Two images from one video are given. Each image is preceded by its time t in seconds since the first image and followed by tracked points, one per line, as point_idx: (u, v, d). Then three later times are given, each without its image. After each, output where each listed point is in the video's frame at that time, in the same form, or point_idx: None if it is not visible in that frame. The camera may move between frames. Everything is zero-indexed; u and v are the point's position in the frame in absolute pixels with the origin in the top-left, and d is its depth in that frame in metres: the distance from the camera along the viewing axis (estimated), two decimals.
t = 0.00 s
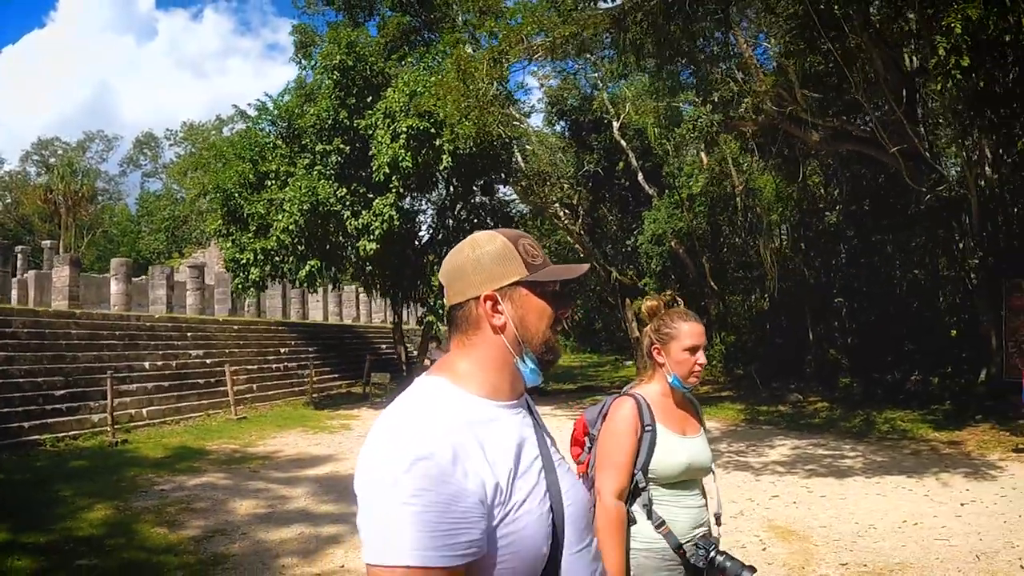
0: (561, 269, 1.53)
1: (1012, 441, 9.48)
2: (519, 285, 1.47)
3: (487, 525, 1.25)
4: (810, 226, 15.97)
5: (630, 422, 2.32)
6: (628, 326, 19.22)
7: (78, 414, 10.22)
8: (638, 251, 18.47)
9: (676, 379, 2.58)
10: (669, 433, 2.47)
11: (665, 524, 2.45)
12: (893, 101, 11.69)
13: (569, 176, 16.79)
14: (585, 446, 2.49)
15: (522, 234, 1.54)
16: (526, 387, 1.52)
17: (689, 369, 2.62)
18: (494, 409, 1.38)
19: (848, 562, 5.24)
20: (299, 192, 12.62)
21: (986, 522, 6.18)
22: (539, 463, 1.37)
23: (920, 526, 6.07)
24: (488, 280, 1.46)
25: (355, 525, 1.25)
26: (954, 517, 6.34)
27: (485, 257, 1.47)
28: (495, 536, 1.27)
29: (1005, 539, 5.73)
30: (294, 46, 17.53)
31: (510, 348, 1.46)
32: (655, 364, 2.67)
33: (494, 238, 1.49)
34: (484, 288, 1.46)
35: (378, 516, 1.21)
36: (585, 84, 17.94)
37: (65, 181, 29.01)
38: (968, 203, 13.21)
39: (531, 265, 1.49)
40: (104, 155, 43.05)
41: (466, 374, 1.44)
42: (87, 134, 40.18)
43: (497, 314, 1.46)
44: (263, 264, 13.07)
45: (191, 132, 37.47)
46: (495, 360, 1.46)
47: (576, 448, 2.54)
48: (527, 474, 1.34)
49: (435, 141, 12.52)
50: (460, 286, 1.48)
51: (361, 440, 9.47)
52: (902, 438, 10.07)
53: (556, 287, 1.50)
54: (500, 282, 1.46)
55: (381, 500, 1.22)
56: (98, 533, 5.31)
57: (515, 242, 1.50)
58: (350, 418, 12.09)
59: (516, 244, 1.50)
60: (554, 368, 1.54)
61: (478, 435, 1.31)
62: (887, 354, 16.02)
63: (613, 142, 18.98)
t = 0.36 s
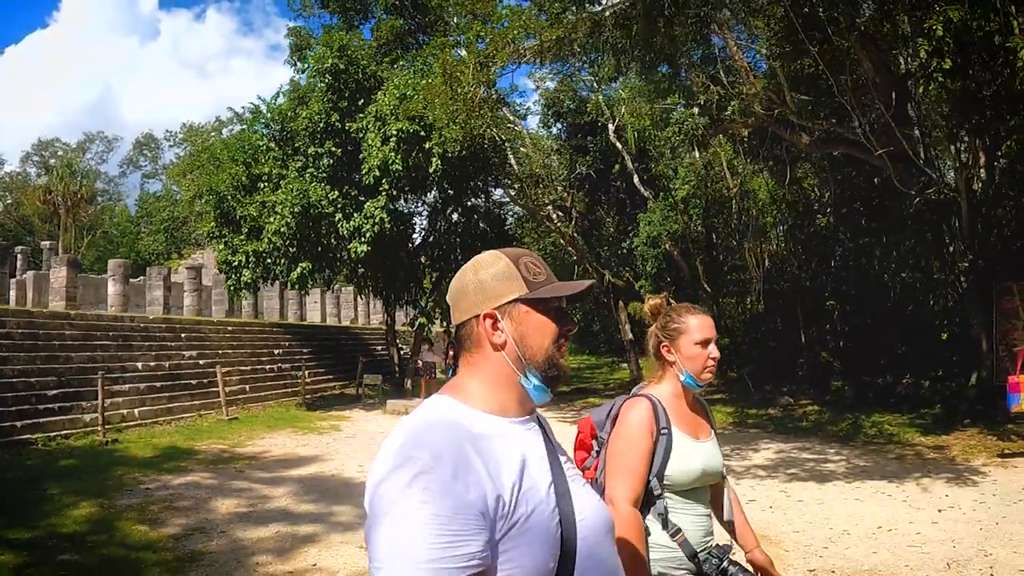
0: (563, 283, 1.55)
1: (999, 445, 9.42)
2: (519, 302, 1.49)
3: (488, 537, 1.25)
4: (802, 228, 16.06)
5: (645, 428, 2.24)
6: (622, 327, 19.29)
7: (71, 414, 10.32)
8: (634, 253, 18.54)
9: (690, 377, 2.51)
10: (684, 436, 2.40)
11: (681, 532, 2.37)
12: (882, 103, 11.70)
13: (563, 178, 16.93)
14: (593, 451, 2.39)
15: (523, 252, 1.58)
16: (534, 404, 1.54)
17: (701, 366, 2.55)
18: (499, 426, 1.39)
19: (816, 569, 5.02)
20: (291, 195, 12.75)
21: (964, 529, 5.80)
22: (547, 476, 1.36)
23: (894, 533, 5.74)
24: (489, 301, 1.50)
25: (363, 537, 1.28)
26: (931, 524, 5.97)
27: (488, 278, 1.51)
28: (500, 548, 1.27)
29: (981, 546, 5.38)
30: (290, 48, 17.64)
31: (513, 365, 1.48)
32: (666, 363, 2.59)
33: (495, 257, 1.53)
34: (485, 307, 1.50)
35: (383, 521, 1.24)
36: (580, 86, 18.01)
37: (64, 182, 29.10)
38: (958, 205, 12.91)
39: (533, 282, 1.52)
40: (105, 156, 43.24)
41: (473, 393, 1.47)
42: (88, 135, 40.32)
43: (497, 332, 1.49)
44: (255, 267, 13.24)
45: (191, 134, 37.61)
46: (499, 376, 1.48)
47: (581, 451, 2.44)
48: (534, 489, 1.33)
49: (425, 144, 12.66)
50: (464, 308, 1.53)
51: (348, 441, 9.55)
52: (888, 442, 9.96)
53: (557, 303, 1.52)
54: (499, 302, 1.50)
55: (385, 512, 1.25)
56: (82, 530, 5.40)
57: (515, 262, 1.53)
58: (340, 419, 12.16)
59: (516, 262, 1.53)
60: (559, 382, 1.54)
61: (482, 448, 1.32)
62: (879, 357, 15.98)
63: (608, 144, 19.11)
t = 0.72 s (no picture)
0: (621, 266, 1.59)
1: (990, 444, 9.47)
2: (577, 279, 1.53)
3: (532, 504, 1.30)
4: (801, 228, 16.14)
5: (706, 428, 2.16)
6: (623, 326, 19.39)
7: (74, 409, 10.49)
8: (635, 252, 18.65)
9: (731, 370, 2.50)
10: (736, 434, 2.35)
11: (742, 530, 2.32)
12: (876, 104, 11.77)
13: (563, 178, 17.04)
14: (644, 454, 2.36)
15: (583, 229, 1.61)
16: (580, 380, 1.58)
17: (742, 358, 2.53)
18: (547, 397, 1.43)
19: (798, 564, 5.08)
20: (292, 194, 12.91)
21: (945, 525, 5.80)
22: (588, 451, 1.41)
23: (874, 528, 5.79)
24: (548, 271, 1.53)
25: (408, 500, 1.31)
26: (914, 521, 5.97)
27: (547, 250, 1.54)
28: (540, 515, 1.31)
29: (961, 542, 5.36)
30: (293, 49, 17.80)
31: (566, 340, 1.52)
32: (706, 358, 2.57)
33: (556, 232, 1.57)
34: (544, 280, 1.53)
35: (433, 487, 1.27)
36: (580, 87, 18.12)
37: (69, 181, 29.33)
38: (952, 204, 12.91)
39: (592, 261, 1.55)
40: (111, 156, 43.51)
41: (520, 360, 1.50)
42: (94, 135, 40.57)
43: (554, 306, 1.52)
44: (256, 265, 13.38)
45: (196, 133, 37.79)
46: (547, 347, 1.51)
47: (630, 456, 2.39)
48: (575, 461, 1.37)
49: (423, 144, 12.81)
50: (521, 274, 1.55)
51: (346, 437, 9.67)
52: (881, 441, 10.03)
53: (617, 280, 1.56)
54: (558, 274, 1.52)
55: (432, 476, 1.28)
56: (80, 519, 5.55)
57: (576, 237, 1.57)
58: (339, 416, 12.28)
59: (578, 239, 1.57)
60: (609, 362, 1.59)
61: (527, 419, 1.36)
62: (876, 357, 15.95)
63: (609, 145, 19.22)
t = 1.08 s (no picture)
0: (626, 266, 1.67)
1: (978, 440, 9.62)
2: (596, 278, 1.56)
3: (535, 507, 1.31)
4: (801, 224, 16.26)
5: (719, 398, 2.30)
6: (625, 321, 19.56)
7: (82, 399, 10.77)
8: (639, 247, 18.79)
9: (738, 346, 2.62)
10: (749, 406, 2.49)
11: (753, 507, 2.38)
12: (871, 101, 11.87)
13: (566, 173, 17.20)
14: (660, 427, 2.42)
15: (593, 225, 1.64)
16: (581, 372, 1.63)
17: (748, 333, 2.63)
18: (547, 396, 1.45)
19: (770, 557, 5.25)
20: (296, 189, 13.13)
21: (918, 519, 5.96)
22: (589, 448, 1.42)
23: (849, 519, 5.95)
24: (572, 269, 1.54)
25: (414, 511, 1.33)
26: (890, 514, 6.14)
27: (570, 245, 1.55)
28: (545, 518, 1.32)
29: (932, 535, 5.50)
30: (299, 46, 18.01)
31: (579, 337, 1.55)
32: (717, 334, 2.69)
33: (575, 227, 1.58)
34: (565, 278, 1.54)
35: (437, 494, 1.29)
36: (585, 82, 18.26)
37: (80, 177, 29.68)
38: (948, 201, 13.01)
39: (606, 260, 1.59)
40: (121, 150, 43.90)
41: (528, 358, 1.51)
42: (104, 131, 40.93)
43: (575, 304, 1.54)
44: (260, 260, 13.61)
45: (205, 128, 38.11)
46: (562, 343, 1.53)
47: (644, 429, 2.46)
48: (577, 460, 1.39)
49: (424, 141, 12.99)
50: (537, 270, 1.54)
51: (346, 428, 9.89)
52: (871, 435, 10.19)
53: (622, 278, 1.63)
54: (582, 273, 1.54)
55: (437, 484, 1.29)
56: (86, 502, 5.81)
57: (591, 233, 1.60)
58: (341, 407, 12.52)
59: (597, 239, 1.61)
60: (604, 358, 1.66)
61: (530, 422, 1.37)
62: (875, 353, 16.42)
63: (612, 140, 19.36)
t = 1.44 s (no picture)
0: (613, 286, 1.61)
1: (962, 447, 9.80)
2: (584, 295, 1.49)
3: (513, 520, 1.23)
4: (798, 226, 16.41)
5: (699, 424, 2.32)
6: (625, 320, 19.77)
7: (88, 394, 11.09)
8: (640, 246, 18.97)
9: (726, 373, 2.57)
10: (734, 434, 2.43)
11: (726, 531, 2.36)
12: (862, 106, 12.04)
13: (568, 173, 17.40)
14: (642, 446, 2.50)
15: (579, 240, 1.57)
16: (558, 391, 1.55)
17: (737, 361, 2.59)
18: (528, 406, 1.37)
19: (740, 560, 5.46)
20: (298, 190, 13.42)
21: (884, 525, 6.16)
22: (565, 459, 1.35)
23: (814, 524, 6.16)
24: (564, 282, 1.46)
25: (386, 513, 1.24)
26: (858, 519, 6.34)
27: (559, 258, 1.47)
28: (522, 532, 1.25)
29: (894, 542, 5.70)
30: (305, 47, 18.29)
31: (564, 353, 1.47)
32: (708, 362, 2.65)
33: (565, 240, 1.51)
34: (553, 294, 1.46)
35: (411, 499, 1.21)
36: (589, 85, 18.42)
37: (91, 173, 30.09)
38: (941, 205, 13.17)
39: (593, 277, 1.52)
40: (133, 145, 44.36)
41: (506, 371, 1.41)
42: (115, 126, 41.39)
43: (562, 319, 1.46)
44: (263, 258, 13.92)
45: (216, 125, 38.46)
46: (546, 360, 1.45)
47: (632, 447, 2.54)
48: (557, 474, 1.32)
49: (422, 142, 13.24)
50: (527, 281, 1.46)
51: (342, 424, 10.15)
52: (857, 439, 10.37)
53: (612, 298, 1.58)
54: (574, 288, 1.47)
55: (411, 488, 1.21)
56: (84, 492, 6.09)
57: (580, 249, 1.53)
58: (340, 403, 12.80)
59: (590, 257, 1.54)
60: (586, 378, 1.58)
61: (515, 430, 1.29)
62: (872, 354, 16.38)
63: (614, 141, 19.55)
